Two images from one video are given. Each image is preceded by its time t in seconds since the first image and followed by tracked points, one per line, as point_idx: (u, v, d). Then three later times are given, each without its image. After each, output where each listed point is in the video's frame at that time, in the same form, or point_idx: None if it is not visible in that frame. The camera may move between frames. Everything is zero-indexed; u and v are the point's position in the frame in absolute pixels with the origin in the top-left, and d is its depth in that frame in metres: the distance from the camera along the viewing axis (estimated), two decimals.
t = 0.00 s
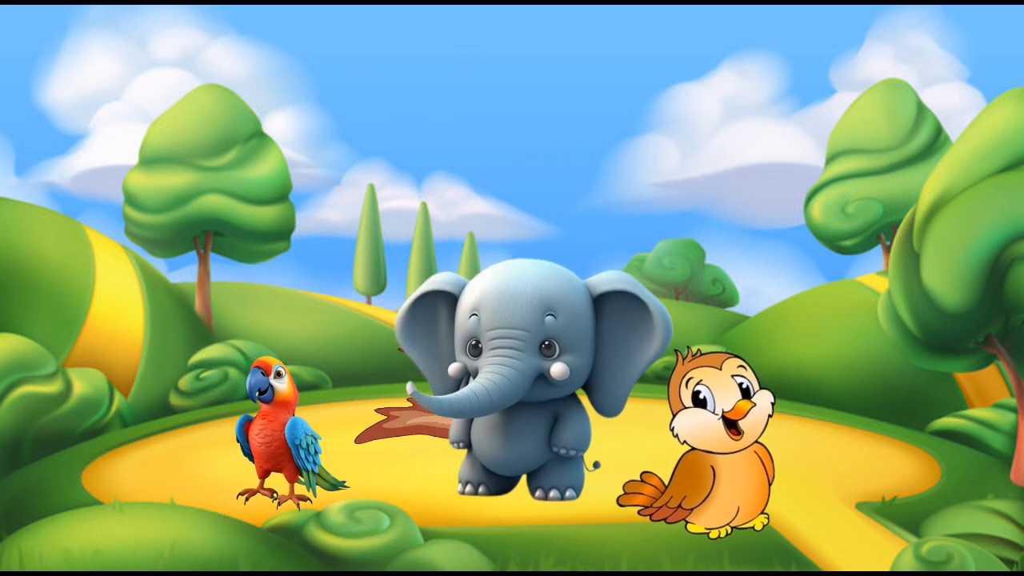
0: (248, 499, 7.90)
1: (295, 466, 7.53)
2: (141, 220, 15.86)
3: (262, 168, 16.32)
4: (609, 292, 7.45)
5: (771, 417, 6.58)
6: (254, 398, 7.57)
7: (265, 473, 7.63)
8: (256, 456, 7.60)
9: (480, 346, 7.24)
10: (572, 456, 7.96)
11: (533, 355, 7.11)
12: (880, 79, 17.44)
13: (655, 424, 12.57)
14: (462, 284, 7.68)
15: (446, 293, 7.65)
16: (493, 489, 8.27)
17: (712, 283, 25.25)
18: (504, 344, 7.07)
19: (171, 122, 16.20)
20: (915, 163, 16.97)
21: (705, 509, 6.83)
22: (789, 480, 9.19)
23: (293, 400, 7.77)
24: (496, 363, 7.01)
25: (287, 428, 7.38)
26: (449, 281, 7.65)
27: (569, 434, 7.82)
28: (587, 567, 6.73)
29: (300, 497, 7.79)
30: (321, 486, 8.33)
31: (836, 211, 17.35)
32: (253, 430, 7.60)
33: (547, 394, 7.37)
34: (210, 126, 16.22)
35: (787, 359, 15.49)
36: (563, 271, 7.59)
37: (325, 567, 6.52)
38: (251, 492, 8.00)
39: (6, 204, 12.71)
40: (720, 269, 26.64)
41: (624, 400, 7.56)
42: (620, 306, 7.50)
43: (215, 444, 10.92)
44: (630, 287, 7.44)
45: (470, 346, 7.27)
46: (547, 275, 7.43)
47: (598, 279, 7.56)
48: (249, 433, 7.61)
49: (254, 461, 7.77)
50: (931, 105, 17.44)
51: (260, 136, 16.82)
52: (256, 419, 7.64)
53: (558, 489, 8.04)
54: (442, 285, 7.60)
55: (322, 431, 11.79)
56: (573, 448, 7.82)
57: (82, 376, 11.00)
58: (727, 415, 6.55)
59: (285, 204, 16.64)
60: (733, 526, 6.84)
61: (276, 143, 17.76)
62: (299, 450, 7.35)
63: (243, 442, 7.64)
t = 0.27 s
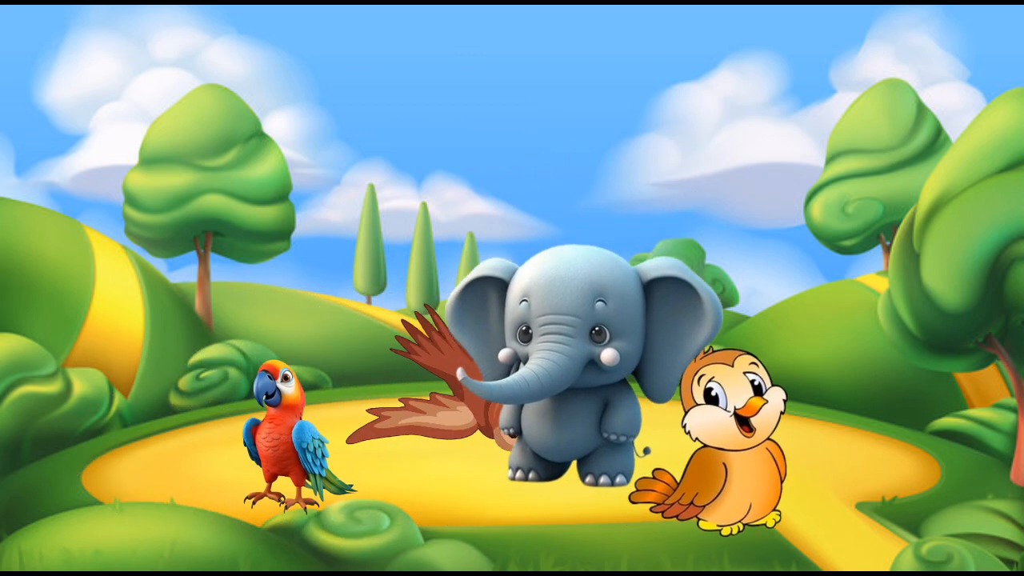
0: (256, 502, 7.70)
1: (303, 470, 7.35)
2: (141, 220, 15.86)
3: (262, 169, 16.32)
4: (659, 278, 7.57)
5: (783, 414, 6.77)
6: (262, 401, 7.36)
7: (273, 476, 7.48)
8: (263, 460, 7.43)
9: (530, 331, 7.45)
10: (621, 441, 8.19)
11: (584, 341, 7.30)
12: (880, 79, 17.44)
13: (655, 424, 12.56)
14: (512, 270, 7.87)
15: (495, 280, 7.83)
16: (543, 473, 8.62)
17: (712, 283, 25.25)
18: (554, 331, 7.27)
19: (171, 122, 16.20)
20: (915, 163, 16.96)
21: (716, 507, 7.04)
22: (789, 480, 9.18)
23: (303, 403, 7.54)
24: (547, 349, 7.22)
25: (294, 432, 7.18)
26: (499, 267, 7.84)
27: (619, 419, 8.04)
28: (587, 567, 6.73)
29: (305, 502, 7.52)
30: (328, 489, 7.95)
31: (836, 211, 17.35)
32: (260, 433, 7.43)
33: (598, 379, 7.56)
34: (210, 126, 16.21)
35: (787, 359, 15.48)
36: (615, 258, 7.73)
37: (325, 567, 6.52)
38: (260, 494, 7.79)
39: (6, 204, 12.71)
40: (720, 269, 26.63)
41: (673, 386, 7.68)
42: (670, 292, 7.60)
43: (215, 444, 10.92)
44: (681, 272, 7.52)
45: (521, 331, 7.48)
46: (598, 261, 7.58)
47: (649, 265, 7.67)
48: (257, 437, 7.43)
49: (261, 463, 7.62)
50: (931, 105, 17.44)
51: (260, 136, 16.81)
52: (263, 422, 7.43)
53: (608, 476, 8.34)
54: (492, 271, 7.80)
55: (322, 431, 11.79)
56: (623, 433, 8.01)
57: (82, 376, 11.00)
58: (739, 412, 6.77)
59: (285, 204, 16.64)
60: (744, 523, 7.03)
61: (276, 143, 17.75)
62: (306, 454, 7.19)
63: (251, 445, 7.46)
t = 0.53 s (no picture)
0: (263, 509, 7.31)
1: (310, 473, 7.01)
2: (141, 220, 15.85)
3: (262, 169, 16.32)
4: (709, 264, 7.35)
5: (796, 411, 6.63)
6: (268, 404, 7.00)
7: (280, 480, 7.11)
8: (270, 464, 7.06)
9: (580, 317, 7.28)
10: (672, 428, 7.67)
11: (634, 327, 7.11)
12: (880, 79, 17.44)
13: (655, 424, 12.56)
14: (563, 256, 7.75)
15: (546, 266, 7.72)
16: (593, 461, 8.15)
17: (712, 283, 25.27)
18: (604, 317, 7.09)
19: (171, 122, 16.20)
20: (915, 163, 16.97)
21: (729, 504, 6.83)
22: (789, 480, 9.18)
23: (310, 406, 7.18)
24: (597, 335, 7.05)
25: (301, 436, 6.84)
26: (550, 253, 7.72)
27: (669, 405, 7.55)
28: (587, 567, 6.73)
29: (312, 505, 7.03)
30: (334, 492, 7.47)
31: (836, 211, 17.35)
32: (266, 437, 7.05)
33: (647, 365, 7.35)
34: (210, 126, 16.22)
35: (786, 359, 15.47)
36: (665, 244, 7.54)
37: (326, 567, 6.51)
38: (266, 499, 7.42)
39: (6, 204, 12.70)
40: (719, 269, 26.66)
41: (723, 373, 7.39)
42: (720, 278, 7.36)
43: (215, 443, 10.92)
44: (731, 257, 7.29)
45: (571, 317, 7.32)
46: (648, 246, 7.40)
47: (699, 251, 7.46)
48: (263, 441, 7.06)
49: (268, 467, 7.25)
50: (931, 105, 17.44)
51: (260, 136, 16.82)
52: (270, 426, 7.07)
53: (657, 461, 7.76)
54: (542, 257, 7.68)
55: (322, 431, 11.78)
56: (673, 419, 7.52)
57: (83, 376, 10.99)
58: (751, 409, 6.62)
59: (285, 204, 16.64)
60: (756, 520, 6.85)
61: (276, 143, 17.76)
62: (314, 458, 6.84)
63: (257, 449, 7.10)
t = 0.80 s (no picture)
0: (270, 512, 7.00)
1: (317, 477, 6.64)
2: (141, 221, 15.85)
3: (262, 169, 16.32)
4: (747, 255, 6.70)
5: (808, 408, 6.79)
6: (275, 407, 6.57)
7: (287, 484, 6.78)
8: (277, 467, 6.74)
9: (617, 311, 6.64)
10: (712, 422, 6.87)
11: (671, 321, 6.47)
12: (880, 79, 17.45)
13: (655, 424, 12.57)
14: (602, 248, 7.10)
15: (584, 257, 7.03)
16: (632, 454, 7.21)
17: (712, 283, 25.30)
18: (641, 309, 6.46)
19: (171, 121, 16.19)
20: (915, 163, 16.97)
21: (741, 500, 6.88)
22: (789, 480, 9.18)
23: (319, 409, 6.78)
24: (633, 328, 6.43)
25: (309, 440, 6.49)
26: (587, 244, 7.07)
27: (707, 398, 6.77)
28: (587, 567, 6.73)
29: (320, 509, 6.75)
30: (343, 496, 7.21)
31: (836, 211, 17.35)
32: (274, 441, 6.73)
33: (684, 360, 6.69)
34: (210, 126, 16.21)
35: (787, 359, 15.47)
36: (703, 234, 6.90)
37: (326, 567, 6.50)
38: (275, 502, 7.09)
39: (6, 204, 12.70)
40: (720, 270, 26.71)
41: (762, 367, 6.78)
42: (758, 271, 6.74)
43: (215, 443, 10.92)
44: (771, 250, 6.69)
45: (608, 311, 6.67)
46: (686, 236, 6.75)
47: (737, 242, 6.81)
48: (270, 444, 6.73)
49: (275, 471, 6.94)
50: (931, 105, 17.44)
51: (260, 136, 16.82)
52: (277, 429, 6.73)
53: (697, 455, 6.86)
54: (580, 248, 6.99)
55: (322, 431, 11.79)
56: (711, 412, 6.74)
57: (83, 376, 10.99)
58: (762, 406, 6.83)
59: (285, 204, 16.64)
60: (769, 517, 6.89)
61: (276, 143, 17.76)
62: (320, 462, 6.47)
63: (265, 452, 6.77)
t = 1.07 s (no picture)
0: (277, 515, 6.88)
1: (325, 481, 6.55)
2: (141, 221, 15.84)
3: (262, 168, 16.32)
4: (747, 270, 6.74)
5: (818, 405, 7.15)
6: (283, 411, 6.57)
7: (294, 488, 6.64)
8: (284, 471, 6.61)
9: (617, 325, 6.66)
10: (711, 436, 7.06)
11: (671, 335, 6.50)
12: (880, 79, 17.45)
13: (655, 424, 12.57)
14: (601, 263, 7.12)
15: (584, 272, 7.06)
16: (631, 469, 7.49)
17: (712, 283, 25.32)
18: (641, 323, 6.49)
19: (171, 121, 16.19)
20: (915, 163, 16.97)
21: (754, 497, 7.14)
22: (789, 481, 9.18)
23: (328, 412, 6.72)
24: (633, 343, 6.45)
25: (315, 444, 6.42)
26: (587, 259, 7.09)
27: (707, 413, 6.89)
28: (586, 567, 6.73)
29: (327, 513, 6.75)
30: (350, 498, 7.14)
31: (836, 211, 17.35)
32: (281, 444, 6.59)
33: (683, 374, 6.72)
34: (210, 126, 16.21)
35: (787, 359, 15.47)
36: (702, 249, 6.92)
37: (326, 567, 6.50)
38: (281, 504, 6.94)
39: (6, 204, 12.69)
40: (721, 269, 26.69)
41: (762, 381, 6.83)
42: (758, 285, 6.76)
43: (215, 443, 10.92)
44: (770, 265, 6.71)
45: (608, 325, 6.70)
46: (686, 252, 6.78)
47: (737, 257, 6.84)
48: (278, 447, 6.59)
49: (282, 474, 6.79)
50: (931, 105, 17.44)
51: (260, 136, 16.82)
52: (284, 432, 6.62)
53: (697, 469, 7.10)
54: (580, 263, 7.02)
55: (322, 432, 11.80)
56: (711, 427, 6.88)
57: (83, 376, 10.99)
58: (774, 403, 7.16)
59: (285, 204, 16.64)
60: (781, 514, 7.12)
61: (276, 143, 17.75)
62: (328, 465, 6.44)
63: (271, 456, 6.63)
